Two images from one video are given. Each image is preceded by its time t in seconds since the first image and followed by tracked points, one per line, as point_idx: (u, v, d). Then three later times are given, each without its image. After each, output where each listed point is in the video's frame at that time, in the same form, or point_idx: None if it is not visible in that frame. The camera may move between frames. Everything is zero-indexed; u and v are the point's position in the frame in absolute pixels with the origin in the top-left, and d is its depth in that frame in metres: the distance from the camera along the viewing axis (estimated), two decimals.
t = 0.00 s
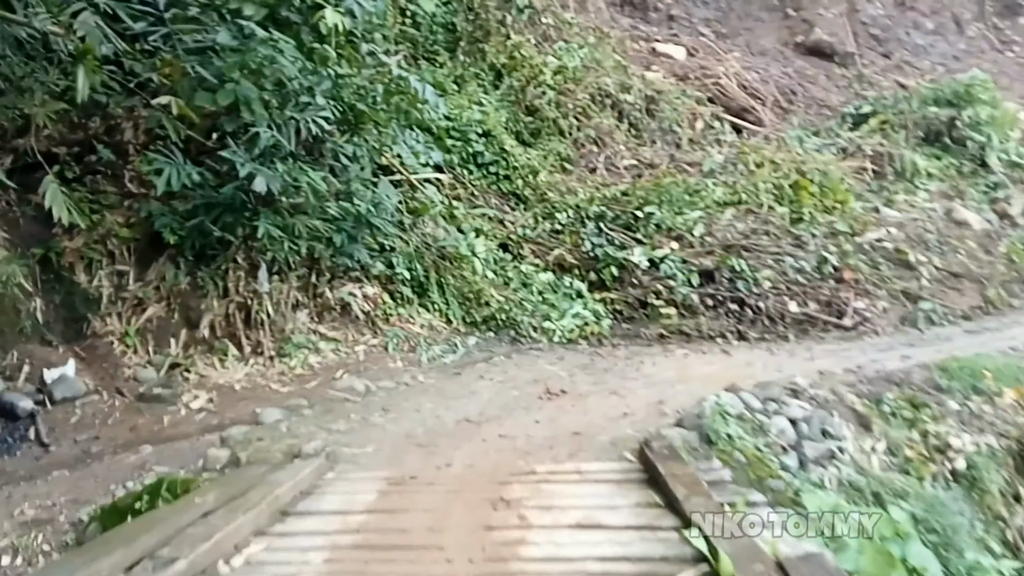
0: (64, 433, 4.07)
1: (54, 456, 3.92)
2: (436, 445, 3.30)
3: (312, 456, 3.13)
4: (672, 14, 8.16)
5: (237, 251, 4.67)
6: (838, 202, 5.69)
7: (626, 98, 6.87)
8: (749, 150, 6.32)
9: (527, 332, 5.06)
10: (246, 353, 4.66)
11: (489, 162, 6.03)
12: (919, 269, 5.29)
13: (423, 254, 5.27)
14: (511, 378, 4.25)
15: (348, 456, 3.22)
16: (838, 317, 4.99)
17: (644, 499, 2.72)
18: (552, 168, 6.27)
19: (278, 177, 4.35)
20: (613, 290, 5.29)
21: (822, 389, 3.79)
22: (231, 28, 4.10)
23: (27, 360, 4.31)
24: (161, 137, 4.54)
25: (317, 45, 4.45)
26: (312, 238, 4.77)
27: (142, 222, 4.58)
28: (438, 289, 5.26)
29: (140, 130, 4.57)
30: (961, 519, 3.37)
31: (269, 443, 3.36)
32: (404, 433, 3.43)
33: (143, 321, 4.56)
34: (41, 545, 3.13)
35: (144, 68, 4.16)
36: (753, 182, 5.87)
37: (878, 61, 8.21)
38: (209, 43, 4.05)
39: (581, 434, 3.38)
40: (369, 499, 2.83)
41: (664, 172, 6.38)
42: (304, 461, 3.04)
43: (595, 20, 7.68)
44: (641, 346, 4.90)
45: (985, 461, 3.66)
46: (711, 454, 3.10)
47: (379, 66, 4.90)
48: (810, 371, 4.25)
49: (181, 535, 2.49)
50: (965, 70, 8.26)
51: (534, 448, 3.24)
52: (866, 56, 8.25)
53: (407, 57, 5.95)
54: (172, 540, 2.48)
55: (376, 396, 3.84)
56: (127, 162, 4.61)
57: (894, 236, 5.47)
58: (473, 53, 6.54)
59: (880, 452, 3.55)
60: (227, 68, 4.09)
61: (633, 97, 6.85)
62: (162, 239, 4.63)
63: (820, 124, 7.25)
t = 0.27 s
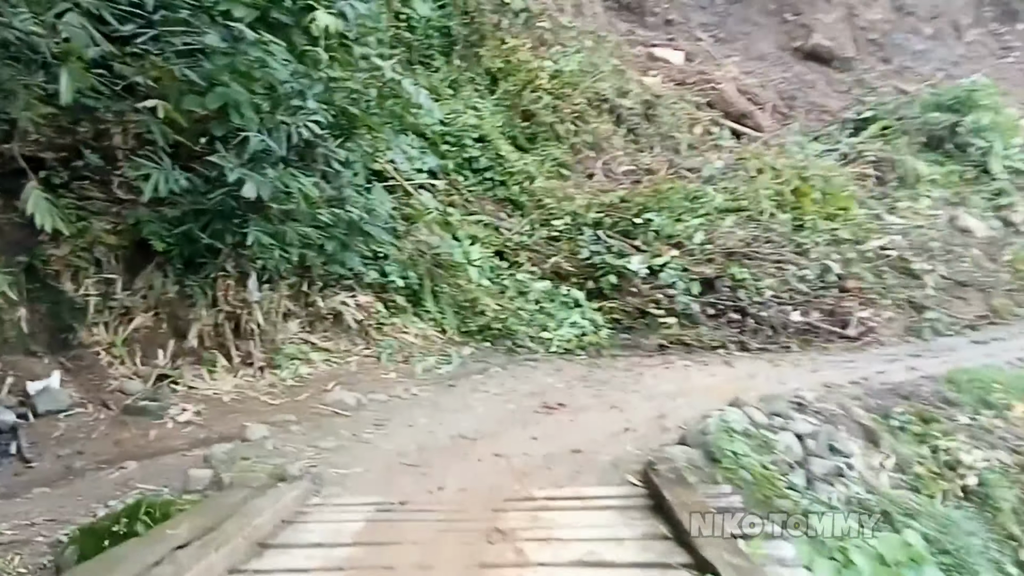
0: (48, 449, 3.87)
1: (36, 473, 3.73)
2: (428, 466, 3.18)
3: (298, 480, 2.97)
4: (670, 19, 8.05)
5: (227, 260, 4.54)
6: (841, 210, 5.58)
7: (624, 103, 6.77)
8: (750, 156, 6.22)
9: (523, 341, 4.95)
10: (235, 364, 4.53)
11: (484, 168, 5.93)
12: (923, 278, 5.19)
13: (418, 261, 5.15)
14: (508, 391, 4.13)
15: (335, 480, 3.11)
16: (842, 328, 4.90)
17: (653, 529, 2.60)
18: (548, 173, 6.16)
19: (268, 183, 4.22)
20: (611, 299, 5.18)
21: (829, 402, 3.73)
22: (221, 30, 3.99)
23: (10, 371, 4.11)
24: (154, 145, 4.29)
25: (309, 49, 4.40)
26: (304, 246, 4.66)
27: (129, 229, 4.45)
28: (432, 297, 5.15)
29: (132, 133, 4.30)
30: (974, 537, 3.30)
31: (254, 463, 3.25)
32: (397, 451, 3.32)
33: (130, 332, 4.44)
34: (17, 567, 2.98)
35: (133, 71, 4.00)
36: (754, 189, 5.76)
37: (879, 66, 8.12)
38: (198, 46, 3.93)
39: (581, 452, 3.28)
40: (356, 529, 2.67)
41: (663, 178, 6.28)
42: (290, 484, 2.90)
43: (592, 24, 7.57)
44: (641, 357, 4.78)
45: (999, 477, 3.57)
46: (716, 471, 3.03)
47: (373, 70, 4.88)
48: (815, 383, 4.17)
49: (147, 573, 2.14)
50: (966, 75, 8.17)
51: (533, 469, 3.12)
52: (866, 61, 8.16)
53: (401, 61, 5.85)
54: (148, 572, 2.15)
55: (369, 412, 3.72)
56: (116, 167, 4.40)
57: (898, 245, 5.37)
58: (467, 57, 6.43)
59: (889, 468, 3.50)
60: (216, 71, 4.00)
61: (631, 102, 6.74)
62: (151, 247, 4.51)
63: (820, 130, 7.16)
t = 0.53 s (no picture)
0: (33, 462, 3.77)
1: (20, 488, 3.61)
2: (422, 489, 3.06)
3: (286, 504, 2.84)
4: (668, 22, 7.85)
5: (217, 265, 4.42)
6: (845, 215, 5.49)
7: (623, 106, 6.66)
8: (751, 161, 6.13)
9: (522, 349, 4.87)
10: (227, 373, 4.44)
11: (482, 172, 5.80)
12: (929, 285, 5.11)
13: (415, 267, 5.03)
14: (508, 402, 4.02)
15: (326, 503, 2.97)
16: (846, 336, 4.81)
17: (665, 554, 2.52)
18: (546, 178, 6.08)
19: (259, 187, 4.15)
20: (612, 306, 5.06)
21: (837, 415, 3.63)
22: (214, 31, 3.89)
23: None
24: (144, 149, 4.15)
25: (304, 52, 4.22)
26: (297, 251, 4.54)
27: (118, 234, 4.28)
28: (429, 304, 5.05)
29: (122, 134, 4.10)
30: (990, 556, 3.26)
31: (242, 482, 3.13)
32: (393, 469, 3.22)
33: (119, 340, 4.29)
34: None
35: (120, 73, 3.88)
36: (756, 194, 5.67)
37: (879, 69, 8.04)
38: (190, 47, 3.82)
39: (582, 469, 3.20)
40: (348, 560, 2.55)
41: (663, 181, 6.20)
42: (277, 509, 2.78)
43: (590, 26, 7.45)
44: (643, 367, 4.68)
45: (1011, 493, 3.61)
46: (725, 493, 2.94)
47: (368, 72, 4.66)
48: (821, 395, 4.07)
49: None
50: (967, 78, 8.10)
51: (534, 492, 3.00)
52: (867, 64, 8.08)
53: (398, 63, 5.74)
54: None
55: (364, 426, 3.62)
56: (106, 171, 4.18)
57: (903, 251, 5.29)
58: (464, 59, 6.31)
59: (899, 483, 3.49)
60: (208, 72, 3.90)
61: (631, 105, 6.64)
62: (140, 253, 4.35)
63: (822, 134, 7.08)
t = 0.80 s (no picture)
0: (20, 475, 3.63)
1: (6, 502, 3.47)
2: (424, 508, 2.97)
3: (279, 529, 2.81)
4: (673, 23, 7.67)
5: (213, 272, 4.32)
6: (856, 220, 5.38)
7: (629, 108, 6.54)
8: (760, 163, 5.92)
9: (527, 357, 4.69)
10: (222, 382, 4.28)
11: (484, 175, 5.67)
12: (941, 294, 5.02)
13: (416, 272, 4.91)
14: (512, 412, 3.89)
15: (325, 524, 2.89)
16: (858, 343, 4.71)
17: None
18: (551, 181, 5.91)
19: (256, 189, 4.02)
20: (618, 313, 4.91)
21: (853, 425, 3.49)
22: (209, 30, 3.78)
23: None
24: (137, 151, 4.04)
25: (303, 50, 4.15)
26: (295, 256, 4.46)
27: (110, 239, 4.16)
28: (431, 311, 4.87)
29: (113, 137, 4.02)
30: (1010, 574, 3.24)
31: (236, 500, 3.05)
32: (394, 485, 3.12)
33: (111, 348, 4.16)
34: None
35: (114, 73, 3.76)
36: (765, 198, 5.55)
37: (888, 71, 7.93)
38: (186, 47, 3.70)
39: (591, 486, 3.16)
40: None
41: (670, 185, 6.07)
42: (271, 535, 2.74)
43: (594, 26, 7.29)
44: (649, 375, 4.57)
45: None
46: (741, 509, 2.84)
47: (370, 72, 4.54)
48: (835, 405, 3.94)
49: None
50: (976, 82, 8.00)
51: (541, 510, 2.96)
52: (875, 66, 7.96)
53: (399, 62, 5.70)
54: None
55: (365, 437, 3.50)
56: (98, 173, 4.10)
57: (915, 258, 5.17)
58: (467, 60, 6.24)
59: (920, 498, 3.35)
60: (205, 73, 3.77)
61: (636, 107, 6.53)
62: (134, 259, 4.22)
63: (830, 137, 6.95)
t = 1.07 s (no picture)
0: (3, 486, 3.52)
1: None
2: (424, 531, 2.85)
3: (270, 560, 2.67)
4: (677, 18, 7.56)
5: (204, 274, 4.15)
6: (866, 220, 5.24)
7: (632, 105, 6.40)
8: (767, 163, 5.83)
9: (528, 361, 4.56)
10: (214, 388, 4.14)
11: (485, 173, 5.54)
12: (956, 296, 4.87)
13: (413, 274, 4.76)
14: (513, 420, 3.75)
15: (320, 550, 2.77)
16: (870, 349, 4.55)
17: None
18: (552, 180, 5.78)
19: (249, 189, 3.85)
20: (622, 315, 4.78)
21: (868, 435, 3.39)
22: (201, 24, 3.58)
23: None
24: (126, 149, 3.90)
25: (298, 45, 3.94)
26: (289, 258, 4.28)
27: (98, 241, 4.04)
28: (430, 313, 4.73)
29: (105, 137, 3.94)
30: None
31: (224, 520, 2.90)
32: (392, 502, 3.01)
33: (99, 352, 4.04)
34: None
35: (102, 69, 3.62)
36: (773, 198, 5.41)
37: (896, 69, 7.79)
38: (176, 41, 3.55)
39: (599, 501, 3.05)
40: None
41: (674, 184, 5.94)
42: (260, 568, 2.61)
43: (596, 23, 7.18)
44: (655, 381, 4.43)
45: None
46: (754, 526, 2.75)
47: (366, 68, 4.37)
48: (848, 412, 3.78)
49: None
50: (986, 80, 7.87)
51: (550, 534, 2.85)
52: (884, 63, 7.81)
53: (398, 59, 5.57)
54: None
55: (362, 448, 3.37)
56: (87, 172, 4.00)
57: (927, 259, 5.04)
58: (466, 57, 6.14)
59: (938, 511, 3.22)
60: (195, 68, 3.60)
61: (640, 105, 6.39)
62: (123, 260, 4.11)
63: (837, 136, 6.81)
